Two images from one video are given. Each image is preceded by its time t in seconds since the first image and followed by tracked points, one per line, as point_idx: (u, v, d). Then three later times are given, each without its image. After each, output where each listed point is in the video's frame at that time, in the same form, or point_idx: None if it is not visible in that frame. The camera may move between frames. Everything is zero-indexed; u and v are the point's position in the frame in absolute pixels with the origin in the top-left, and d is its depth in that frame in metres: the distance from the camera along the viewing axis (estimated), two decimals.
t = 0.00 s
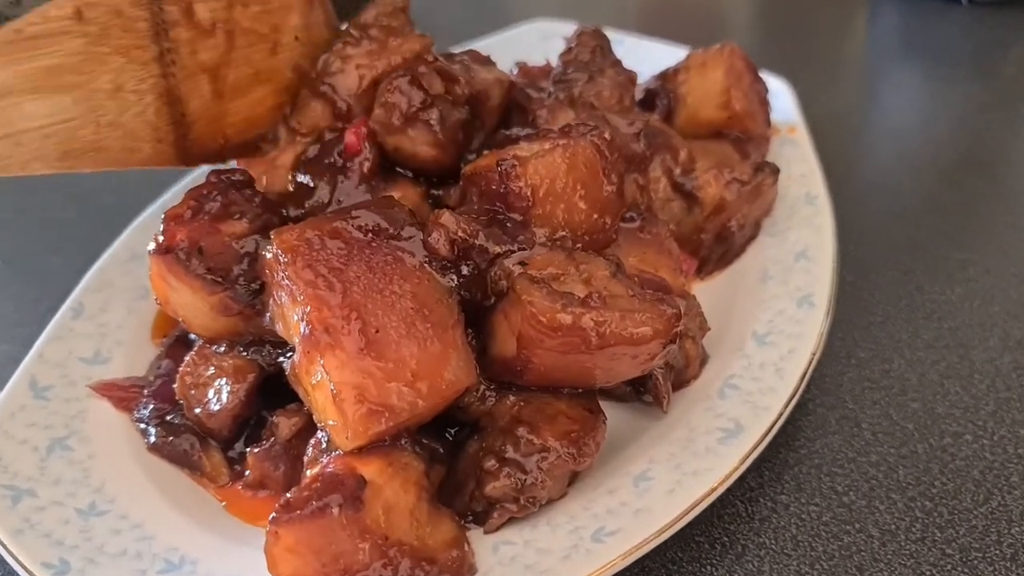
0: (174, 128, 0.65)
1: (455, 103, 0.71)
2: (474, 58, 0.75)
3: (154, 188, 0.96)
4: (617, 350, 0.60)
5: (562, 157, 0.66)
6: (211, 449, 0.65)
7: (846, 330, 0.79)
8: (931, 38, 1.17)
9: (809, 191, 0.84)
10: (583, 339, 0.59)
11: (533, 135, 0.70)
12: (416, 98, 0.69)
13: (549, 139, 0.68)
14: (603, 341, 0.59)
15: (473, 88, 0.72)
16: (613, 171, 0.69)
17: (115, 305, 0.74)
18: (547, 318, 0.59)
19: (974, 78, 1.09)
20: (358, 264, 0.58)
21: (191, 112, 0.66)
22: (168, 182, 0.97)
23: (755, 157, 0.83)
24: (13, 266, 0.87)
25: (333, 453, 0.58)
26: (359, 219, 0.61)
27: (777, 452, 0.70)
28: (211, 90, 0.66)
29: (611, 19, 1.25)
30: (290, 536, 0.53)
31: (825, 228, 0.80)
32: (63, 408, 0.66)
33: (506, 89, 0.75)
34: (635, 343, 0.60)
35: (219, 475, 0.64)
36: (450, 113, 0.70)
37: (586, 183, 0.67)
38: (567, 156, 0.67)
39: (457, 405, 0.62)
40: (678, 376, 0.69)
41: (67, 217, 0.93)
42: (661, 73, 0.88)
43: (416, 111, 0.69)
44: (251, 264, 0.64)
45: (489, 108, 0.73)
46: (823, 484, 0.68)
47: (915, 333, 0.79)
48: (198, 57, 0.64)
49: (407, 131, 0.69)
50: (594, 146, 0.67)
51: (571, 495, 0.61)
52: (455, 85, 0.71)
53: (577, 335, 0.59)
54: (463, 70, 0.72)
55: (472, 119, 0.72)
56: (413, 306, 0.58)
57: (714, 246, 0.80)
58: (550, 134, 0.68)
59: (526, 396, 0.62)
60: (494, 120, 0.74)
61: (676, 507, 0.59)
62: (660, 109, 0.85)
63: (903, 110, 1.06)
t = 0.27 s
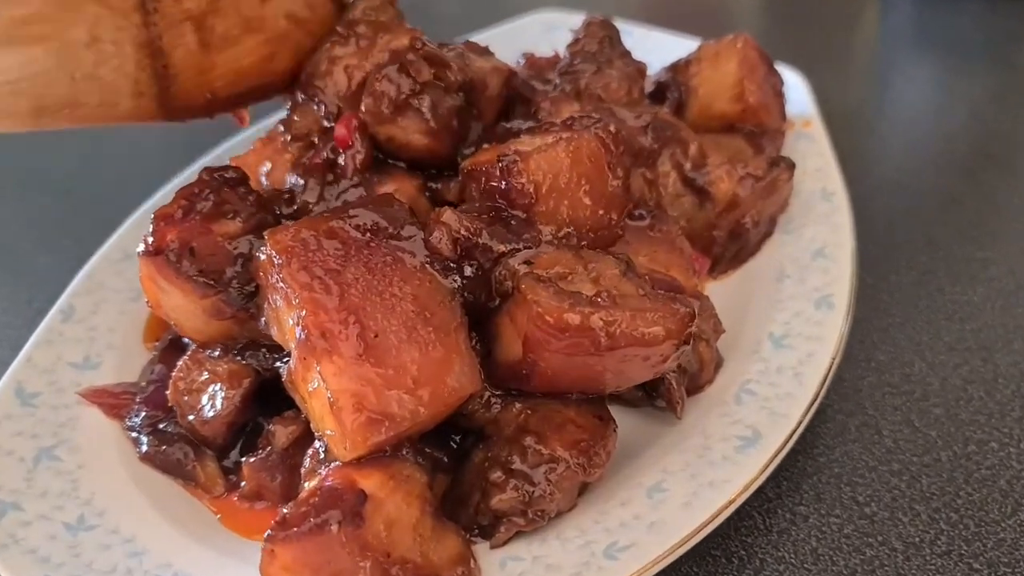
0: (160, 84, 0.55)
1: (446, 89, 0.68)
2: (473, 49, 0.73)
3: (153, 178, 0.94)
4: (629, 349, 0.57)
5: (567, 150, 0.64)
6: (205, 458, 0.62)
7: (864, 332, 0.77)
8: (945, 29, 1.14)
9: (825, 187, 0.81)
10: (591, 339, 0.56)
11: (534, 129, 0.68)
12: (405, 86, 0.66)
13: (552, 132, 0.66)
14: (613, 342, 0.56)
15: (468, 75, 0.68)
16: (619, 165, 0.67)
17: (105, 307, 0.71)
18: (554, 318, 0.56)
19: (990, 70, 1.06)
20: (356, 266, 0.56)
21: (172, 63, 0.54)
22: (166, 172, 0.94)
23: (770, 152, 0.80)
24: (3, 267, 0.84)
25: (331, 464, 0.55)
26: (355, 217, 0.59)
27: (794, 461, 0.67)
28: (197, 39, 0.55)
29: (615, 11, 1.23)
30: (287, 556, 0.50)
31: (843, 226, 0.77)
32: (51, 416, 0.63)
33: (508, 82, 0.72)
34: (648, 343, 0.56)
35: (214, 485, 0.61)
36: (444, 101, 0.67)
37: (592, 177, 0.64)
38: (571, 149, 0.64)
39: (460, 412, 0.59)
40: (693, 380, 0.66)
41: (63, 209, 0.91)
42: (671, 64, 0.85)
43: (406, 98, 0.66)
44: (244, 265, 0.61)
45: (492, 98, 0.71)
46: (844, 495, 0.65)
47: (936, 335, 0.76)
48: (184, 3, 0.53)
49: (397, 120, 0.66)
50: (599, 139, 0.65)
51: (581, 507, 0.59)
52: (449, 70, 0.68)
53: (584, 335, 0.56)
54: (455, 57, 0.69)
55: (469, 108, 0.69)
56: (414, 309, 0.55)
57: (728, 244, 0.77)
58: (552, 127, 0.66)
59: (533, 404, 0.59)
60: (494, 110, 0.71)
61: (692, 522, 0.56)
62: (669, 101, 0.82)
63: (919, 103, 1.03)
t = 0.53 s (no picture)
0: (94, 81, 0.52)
1: (443, 81, 0.65)
2: (472, 41, 0.69)
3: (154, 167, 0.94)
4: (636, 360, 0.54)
5: (568, 145, 0.61)
6: (193, 468, 0.60)
7: (877, 333, 0.74)
8: (957, 17, 1.11)
9: (836, 182, 0.78)
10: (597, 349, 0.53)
11: (534, 125, 0.65)
12: (399, 78, 0.64)
13: (553, 127, 0.63)
14: (620, 351, 0.53)
15: (469, 67, 0.66)
16: (623, 161, 0.64)
17: (91, 309, 0.69)
18: (558, 326, 0.53)
19: (1004, 59, 1.03)
20: (348, 269, 0.53)
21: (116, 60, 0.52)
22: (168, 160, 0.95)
23: (779, 147, 0.77)
24: None
25: (323, 478, 0.53)
26: (347, 218, 0.56)
27: (805, 468, 0.65)
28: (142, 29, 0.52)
29: None
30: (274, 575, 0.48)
31: (855, 223, 0.74)
32: (32, 423, 0.61)
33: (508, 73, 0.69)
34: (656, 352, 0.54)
35: (201, 496, 0.59)
36: (439, 93, 0.65)
37: (594, 174, 0.62)
38: (573, 145, 0.61)
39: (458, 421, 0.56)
40: (700, 385, 0.63)
41: (62, 198, 0.91)
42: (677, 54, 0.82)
43: (400, 91, 0.64)
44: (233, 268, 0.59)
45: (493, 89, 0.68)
46: (856, 504, 0.62)
47: (951, 336, 0.74)
48: None
49: (392, 113, 0.64)
50: (604, 134, 0.62)
51: (583, 519, 0.56)
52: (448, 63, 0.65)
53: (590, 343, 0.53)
54: (452, 49, 0.66)
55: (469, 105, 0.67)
56: (408, 315, 0.53)
57: (736, 242, 0.74)
58: (554, 122, 0.63)
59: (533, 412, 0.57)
60: (494, 103, 0.68)
61: (699, 536, 0.54)
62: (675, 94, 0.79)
63: (931, 94, 1.00)
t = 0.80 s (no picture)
0: (133, 113, 0.57)
1: (435, 73, 0.63)
2: (475, 36, 0.69)
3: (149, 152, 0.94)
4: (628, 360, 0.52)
5: (560, 138, 0.60)
6: (179, 470, 0.58)
7: (879, 330, 0.73)
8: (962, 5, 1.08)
9: (837, 175, 0.76)
10: (587, 349, 0.52)
11: (525, 117, 0.63)
12: (390, 68, 0.62)
13: (544, 120, 0.61)
14: (613, 352, 0.52)
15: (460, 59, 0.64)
16: (618, 154, 0.62)
17: (75, 307, 0.67)
18: (548, 326, 0.52)
19: (1010, 48, 1.01)
20: (333, 267, 0.52)
21: (151, 87, 0.57)
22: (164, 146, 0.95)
23: (779, 139, 0.75)
24: None
25: (308, 482, 0.51)
26: (333, 214, 0.54)
27: (804, 469, 0.63)
28: (185, 61, 0.57)
29: None
30: None
31: (857, 217, 0.72)
32: (12, 426, 0.60)
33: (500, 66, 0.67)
34: (650, 351, 0.52)
35: (187, 498, 0.58)
36: (431, 85, 0.63)
37: (587, 168, 0.60)
38: (564, 137, 0.60)
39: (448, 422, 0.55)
40: (698, 385, 0.61)
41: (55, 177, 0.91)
42: (675, 44, 0.80)
43: (390, 81, 0.62)
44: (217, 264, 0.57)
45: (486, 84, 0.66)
46: (857, 507, 0.61)
47: (955, 334, 0.72)
48: (163, 22, 0.56)
49: (381, 104, 0.62)
50: (596, 127, 0.61)
51: (577, 524, 0.55)
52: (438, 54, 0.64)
53: (581, 343, 0.52)
54: (449, 44, 0.65)
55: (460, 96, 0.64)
56: (395, 315, 0.51)
57: (735, 237, 0.72)
58: (545, 114, 0.62)
59: (525, 413, 0.55)
60: (491, 99, 0.67)
61: (696, 542, 0.52)
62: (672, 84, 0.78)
63: (935, 84, 0.98)
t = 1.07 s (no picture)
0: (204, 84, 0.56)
1: (431, 69, 0.63)
2: (474, 30, 0.68)
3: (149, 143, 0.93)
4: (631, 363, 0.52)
5: (561, 136, 0.59)
6: (172, 473, 0.58)
7: (883, 330, 0.72)
8: None
9: (842, 171, 0.75)
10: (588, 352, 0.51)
11: (526, 114, 0.62)
12: (385, 65, 0.62)
13: (545, 118, 0.60)
14: (615, 355, 0.51)
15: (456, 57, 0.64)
16: (619, 151, 0.61)
17: (68, 306, 0.66)
18: (548, 328, 0.51)
19: (1015, 42, 1.00)
20: (329, 268, 0.51)
21: (160, 32, 0.48)
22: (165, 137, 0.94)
23: (782, 135, 0.74)
24: None
25: (303, 487, 0.50)
26: (329, 214, 0.53)
27: (808, 471, 0.62)
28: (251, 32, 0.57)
29: None
30: None
31: (861, 214, 0.71)
32: (4, 427, 0.59)
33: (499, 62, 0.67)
34: (653, 354, 0.51)
35: (181, 501, 0.57)
36: (427, 80, 0.63)
37: (589, 166, 0.59)
38: (565, 135, 0.59)
39: (447, 425, 0.54)
40: (700, 386, 0.61)
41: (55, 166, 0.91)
42: (677, 38, 0.79)
43: (386, 77, 0.62)
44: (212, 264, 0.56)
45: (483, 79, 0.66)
46: (861, 510, 0.60)
47: (960, 333, 0.71)
48: None
49: (375, 100, 0.62)
50: (597, 123, 0.60)
51: (577, 528, 0.54)
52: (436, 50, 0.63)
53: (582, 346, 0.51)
54: (447, 39, 0.65)
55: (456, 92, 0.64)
56: (393, 317, 0.50)
57: (738, 234, 0.71)
58: (546, 111, 0.61)
59: (524, 417, 0.54)
60: (490, 95, 0.66)
61: (699, 548, 0.51)
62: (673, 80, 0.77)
63: (940, 78, 0.96)
